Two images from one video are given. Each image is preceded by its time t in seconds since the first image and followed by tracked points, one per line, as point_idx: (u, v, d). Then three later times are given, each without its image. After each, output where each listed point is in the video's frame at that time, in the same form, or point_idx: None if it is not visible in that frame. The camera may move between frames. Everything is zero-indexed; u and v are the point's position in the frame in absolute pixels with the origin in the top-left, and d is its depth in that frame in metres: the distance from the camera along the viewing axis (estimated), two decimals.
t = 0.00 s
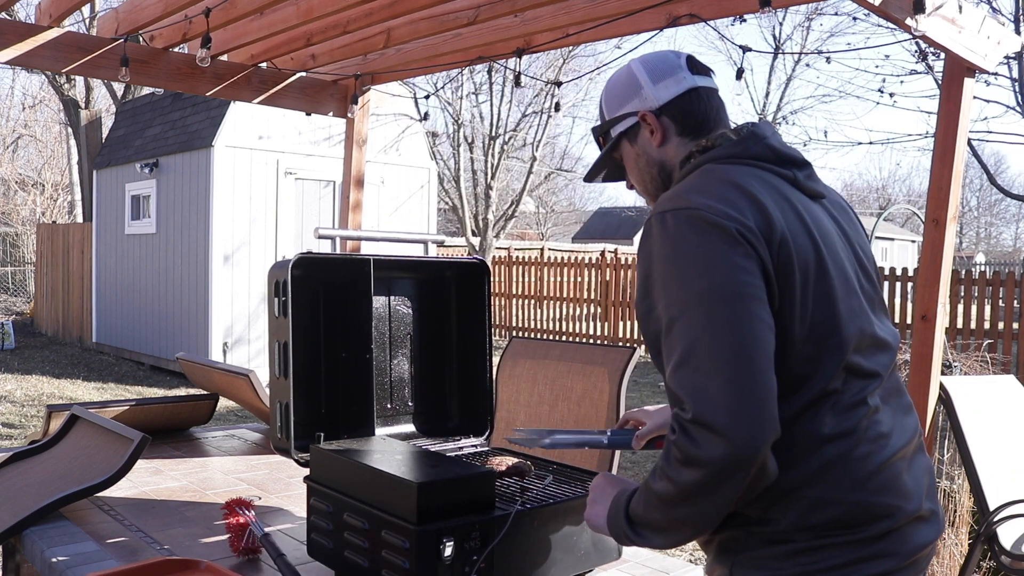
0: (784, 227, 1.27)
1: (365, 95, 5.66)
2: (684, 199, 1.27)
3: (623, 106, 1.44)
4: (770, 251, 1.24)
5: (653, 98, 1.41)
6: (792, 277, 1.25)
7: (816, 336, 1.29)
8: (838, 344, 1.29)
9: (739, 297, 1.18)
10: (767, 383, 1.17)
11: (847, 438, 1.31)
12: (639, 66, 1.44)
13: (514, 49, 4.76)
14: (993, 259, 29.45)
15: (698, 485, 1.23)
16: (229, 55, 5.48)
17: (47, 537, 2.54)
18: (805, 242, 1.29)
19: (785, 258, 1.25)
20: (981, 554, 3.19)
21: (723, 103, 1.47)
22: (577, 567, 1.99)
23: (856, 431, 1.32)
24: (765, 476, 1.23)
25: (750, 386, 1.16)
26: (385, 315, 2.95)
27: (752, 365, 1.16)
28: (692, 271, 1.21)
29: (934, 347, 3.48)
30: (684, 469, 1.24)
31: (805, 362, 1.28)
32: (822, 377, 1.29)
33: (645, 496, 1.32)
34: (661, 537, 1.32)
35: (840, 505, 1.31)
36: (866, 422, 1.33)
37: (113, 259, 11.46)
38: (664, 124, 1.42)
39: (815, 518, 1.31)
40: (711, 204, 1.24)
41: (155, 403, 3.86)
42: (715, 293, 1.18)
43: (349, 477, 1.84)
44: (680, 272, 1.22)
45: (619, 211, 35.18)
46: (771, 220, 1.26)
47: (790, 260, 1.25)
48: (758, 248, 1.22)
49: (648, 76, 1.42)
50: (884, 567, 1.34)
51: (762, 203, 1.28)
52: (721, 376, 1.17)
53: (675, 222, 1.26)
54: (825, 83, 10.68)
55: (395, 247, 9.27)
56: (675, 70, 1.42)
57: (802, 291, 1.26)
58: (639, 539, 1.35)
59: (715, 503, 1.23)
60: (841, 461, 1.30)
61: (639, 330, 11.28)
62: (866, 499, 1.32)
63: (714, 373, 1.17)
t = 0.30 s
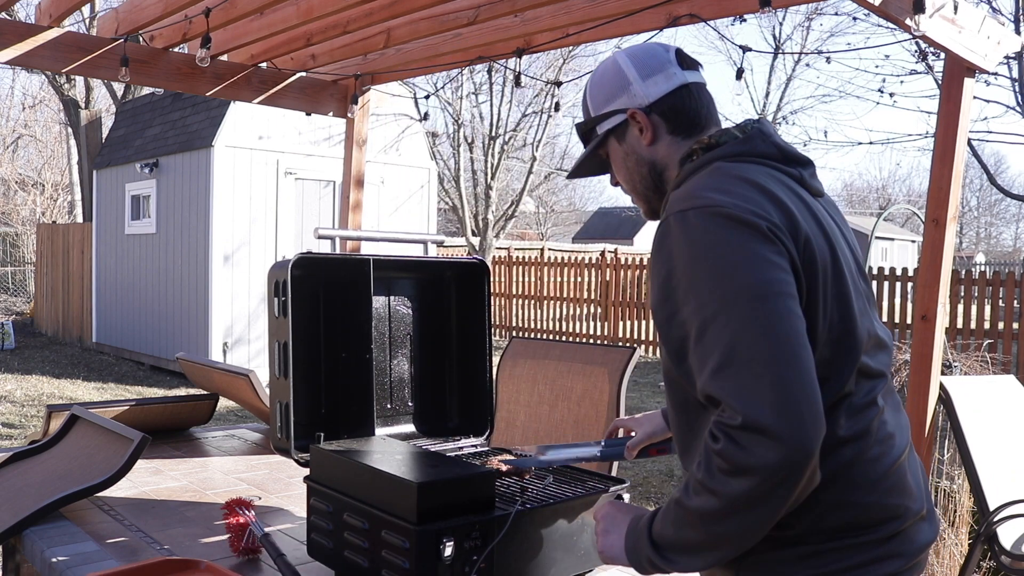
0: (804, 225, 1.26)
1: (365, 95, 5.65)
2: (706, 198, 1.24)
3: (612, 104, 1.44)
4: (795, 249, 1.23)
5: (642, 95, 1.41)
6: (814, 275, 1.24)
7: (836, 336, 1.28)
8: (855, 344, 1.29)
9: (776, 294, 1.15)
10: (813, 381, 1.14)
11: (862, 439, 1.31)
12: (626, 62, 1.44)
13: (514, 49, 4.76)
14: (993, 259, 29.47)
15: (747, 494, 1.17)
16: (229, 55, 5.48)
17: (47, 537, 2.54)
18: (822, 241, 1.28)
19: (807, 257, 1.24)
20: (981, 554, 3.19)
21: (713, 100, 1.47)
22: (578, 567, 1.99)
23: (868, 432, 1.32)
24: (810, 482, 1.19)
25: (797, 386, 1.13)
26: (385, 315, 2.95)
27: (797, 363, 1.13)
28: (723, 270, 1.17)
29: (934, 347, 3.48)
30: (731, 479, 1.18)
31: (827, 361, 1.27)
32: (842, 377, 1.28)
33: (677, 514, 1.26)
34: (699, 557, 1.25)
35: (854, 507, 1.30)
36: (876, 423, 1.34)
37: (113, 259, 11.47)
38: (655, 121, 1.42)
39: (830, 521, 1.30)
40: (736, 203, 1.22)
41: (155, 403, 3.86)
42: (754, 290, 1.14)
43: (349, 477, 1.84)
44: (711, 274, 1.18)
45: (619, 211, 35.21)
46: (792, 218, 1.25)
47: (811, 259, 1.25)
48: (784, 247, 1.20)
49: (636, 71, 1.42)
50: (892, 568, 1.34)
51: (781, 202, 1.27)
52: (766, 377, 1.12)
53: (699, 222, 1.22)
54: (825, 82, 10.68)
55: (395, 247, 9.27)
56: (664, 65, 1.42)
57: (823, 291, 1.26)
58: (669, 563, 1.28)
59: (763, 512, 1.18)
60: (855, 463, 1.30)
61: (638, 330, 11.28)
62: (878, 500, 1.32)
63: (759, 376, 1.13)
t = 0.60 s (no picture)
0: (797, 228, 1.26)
1: (365, 95, 5.65)
2: (697, 203, 1.24)
3: (598, 107, 1.44)
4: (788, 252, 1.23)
5: (629, 98, 1.40)
6: (808, 277, 1.24)
7: (831, 338, 1.28)
8: (850, 346, 1.30)
9: (770, 298, 1.15)
10: (811, 386, 1.14)
11: (857, 438, 1.31)
12: (612, 64, 1.44)
13: (514, 49, 4.76)
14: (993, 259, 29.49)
15: (748, 501, 1.16)
16: (229, 55, 5.48)
17: (47, 537, 2.54)
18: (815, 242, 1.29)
19: (801, 260, 1.24)
20: (981, 554, 3.19)
21: (701, 99, 1.47)
22: (578, 567, 1.99)
23: (863, 433, 1.32)
24: (810, 488, 1.18)
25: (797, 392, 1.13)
26: (385, 315, 2.95)
27: (795, 369, 1.13)
28: (717, 277, 1.17)
29: (934, 347, 3.47)
30: (730, 487, 1.18)
31: (821, 362, 1.28)
32: (836, 377, 1.28)
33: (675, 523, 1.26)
34: (700, 566, 1.24)
35: (848, 507, 1.30)
36: (870, 424, 1.34)
37: (113, 259, 11.46)
38: (643, 124, 1.42)
39: (826, 522, 1.30)
40: (727, 207, 1.22)
41: (155, 404, 3.86)
42: (748, 296, 1.14)
43: (349, 477, 1.84)
44: (704, 281, 1.18)
45: (619, 211, 35.23)
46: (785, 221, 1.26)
47: (806, 262, 1.25)
48: (778, 250, 1.21)
49: (623, 74, 1.42)
50: (888, 568, 1.34)
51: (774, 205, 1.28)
52: (763, 384, 1.13)
53: (691, 228, 1.22)
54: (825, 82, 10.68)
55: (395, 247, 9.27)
56: (650, 67, 1.42)
57: (817, 292, 1.26)
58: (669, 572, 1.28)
59: (764, 518, 1.18)
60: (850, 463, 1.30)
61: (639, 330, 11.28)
62: (873, 501, 1.32)
63: (756, 383, 1.13)
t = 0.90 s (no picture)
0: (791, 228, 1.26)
1: (365, 95, 5.65)
2: (692, 203, 1.24)
3: (593, 109, 1.44)
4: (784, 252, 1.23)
5: (623, 100, 1.41)
6: (804, 277, 1.24)
7: (826, 338, 1.28)
8: (845, 345, 1.30)
9: (765, 299, 1.15)
10: (808, 386, 1.14)
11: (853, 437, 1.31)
12: (605, 66, 1.44)
13: (514, 49, 4.76)
14: (993, 258, 29.54)
15: (747, 501, 1.16)
16: (229, 55, 5.48)
17: (47, 537, 2.55)
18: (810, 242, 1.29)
19: (796, 261, 1.24)
20: (981, 553, 3.19)
21: (695, 100, 1.47)
22: (577, 567, 1.99)
23: (858, 432, 1.32)
24: (807, 486, 1.19)
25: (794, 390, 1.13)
26: (385, 315, 2.95)
27: (791, 368, 1.13)
28: (712, 278, 1.17)
29: (934, 347, 3.47)
30: (728, 486, 1.17)
31: (817, 360, 1.28)
32: (830, 376, 1.28)
33: (674, 523, 1.25)
34: (700, 565, 1.24)
35: (845, 506, 1.30)
36: (866, 424, 1.34)
37: (113, 259, 11.47)
38: (637, 126, 1.42)
39: (823, 521, 1.30)
40: (721, 207, 1.22)
41: (155, 403, 3.86)
42: (743, 297, 1.14)
43: (349, 477, 1.84)
44: (700, 282, 1.18)
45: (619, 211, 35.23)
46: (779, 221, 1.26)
47: (801, 262, 1.25)
48: (773, 250, 1.21)
49: (616, 76, 1.42)
50: (883, 567, 1.34)
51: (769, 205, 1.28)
52: (761, 384, 1.13)
53: (686, 229, 1.22)
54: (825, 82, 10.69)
55: (395, 247, 9.27)
56: (643, 68, 1.42)
57: (813, 292, 1.26)
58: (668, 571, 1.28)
59: (762, 518, 1.18)
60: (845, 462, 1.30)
61: (639, 330, 11.27)
62: (870, 500, 1.32)
63: (752, 383, 1.13)
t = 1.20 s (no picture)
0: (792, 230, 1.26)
1: (365, 95, 5.65)
2: (693, 206, 1.24)
3: (592, 111, 1.44)
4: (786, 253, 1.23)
5: (621, 102, 1.41)
6: (806, 277, 1.24)
7: (828, 337, 1.28)
8: (846, 345, 1.30)
9: (767, 300, 1.15)
10: (811, 387, 1.14)
11: (855, 437, 1.31)
12: (602, 68, 1.44)
13: (514, 49, 4.76)
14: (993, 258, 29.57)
15: (751, 502, 1.16)
16: (229, 56, 5.48)
17: (47, 537, 2.55)
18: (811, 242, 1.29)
19: (796, 261, 1.24)
20: (981, 553, 3.19)
21: (694, 102, 1.48)
22: (577, 567, 1.98)
23: (859, 435, 1.32)
24: (812, 487, 1.18)
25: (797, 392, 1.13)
26: (385, 315, 2.95)
27: (794, 369, 1.13)
28: (713, 281, 1.17)
29: (934, 347, 3.47)
30: (733, 488, 1.18)
31: (820, 359, 1.28)
32: (832, 376, 1.28)
33: (679, 525, 1.25)
34: (704, 566, 1.24)
35: (846, 507, 1.30)
36: (866, 424, 1.34)
37: (113, 259, 11.47)
38: (635, 128, 1.42)
39: (822, 521, 1.30)
40: (722, 210, 1.22)
41: (155, 403, 3.86)
42: (744, 298, 1.14)
43: (349, 477, 1.84)
44: (701, 284, 1.18)
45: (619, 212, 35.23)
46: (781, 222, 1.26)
47: (802, 262, 1.25)
48: (774, 251, 1.21)
49: (614, 77, 1.42)
50: (883, 567, 1.34)
51: (769, 206, 1.28)
52: (764, 386, 1.13)
53: (687, 231, 1.22)
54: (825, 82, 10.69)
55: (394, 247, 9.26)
56: (641, 70, 1.42)
57: (815, 292, 1.26)
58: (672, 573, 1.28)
59: (767, 519, 1.18)
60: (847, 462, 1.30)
61: (639, 330, 11.27)
62: (871, 501, 1.33)
63: (755, 384, 1.13)
